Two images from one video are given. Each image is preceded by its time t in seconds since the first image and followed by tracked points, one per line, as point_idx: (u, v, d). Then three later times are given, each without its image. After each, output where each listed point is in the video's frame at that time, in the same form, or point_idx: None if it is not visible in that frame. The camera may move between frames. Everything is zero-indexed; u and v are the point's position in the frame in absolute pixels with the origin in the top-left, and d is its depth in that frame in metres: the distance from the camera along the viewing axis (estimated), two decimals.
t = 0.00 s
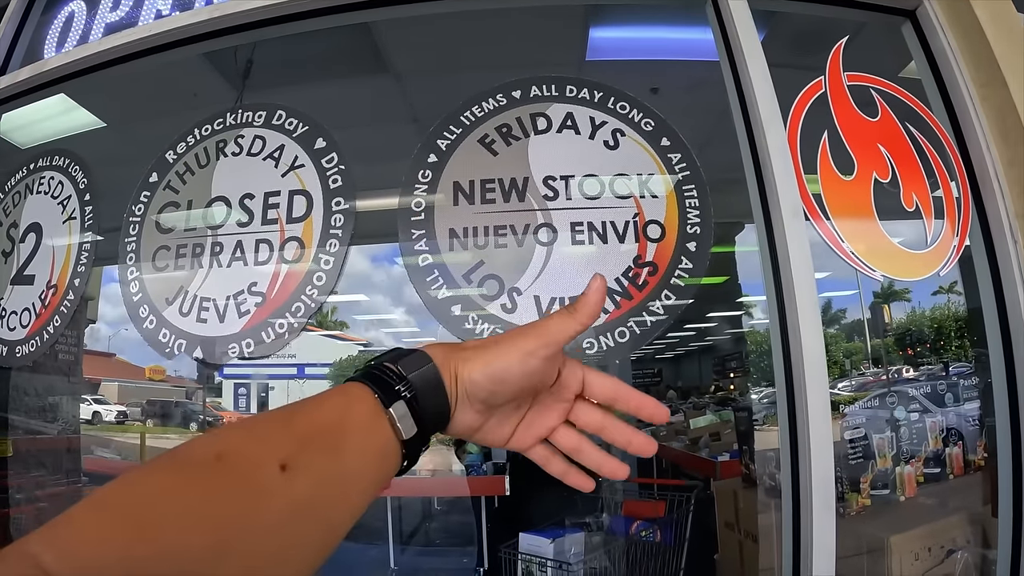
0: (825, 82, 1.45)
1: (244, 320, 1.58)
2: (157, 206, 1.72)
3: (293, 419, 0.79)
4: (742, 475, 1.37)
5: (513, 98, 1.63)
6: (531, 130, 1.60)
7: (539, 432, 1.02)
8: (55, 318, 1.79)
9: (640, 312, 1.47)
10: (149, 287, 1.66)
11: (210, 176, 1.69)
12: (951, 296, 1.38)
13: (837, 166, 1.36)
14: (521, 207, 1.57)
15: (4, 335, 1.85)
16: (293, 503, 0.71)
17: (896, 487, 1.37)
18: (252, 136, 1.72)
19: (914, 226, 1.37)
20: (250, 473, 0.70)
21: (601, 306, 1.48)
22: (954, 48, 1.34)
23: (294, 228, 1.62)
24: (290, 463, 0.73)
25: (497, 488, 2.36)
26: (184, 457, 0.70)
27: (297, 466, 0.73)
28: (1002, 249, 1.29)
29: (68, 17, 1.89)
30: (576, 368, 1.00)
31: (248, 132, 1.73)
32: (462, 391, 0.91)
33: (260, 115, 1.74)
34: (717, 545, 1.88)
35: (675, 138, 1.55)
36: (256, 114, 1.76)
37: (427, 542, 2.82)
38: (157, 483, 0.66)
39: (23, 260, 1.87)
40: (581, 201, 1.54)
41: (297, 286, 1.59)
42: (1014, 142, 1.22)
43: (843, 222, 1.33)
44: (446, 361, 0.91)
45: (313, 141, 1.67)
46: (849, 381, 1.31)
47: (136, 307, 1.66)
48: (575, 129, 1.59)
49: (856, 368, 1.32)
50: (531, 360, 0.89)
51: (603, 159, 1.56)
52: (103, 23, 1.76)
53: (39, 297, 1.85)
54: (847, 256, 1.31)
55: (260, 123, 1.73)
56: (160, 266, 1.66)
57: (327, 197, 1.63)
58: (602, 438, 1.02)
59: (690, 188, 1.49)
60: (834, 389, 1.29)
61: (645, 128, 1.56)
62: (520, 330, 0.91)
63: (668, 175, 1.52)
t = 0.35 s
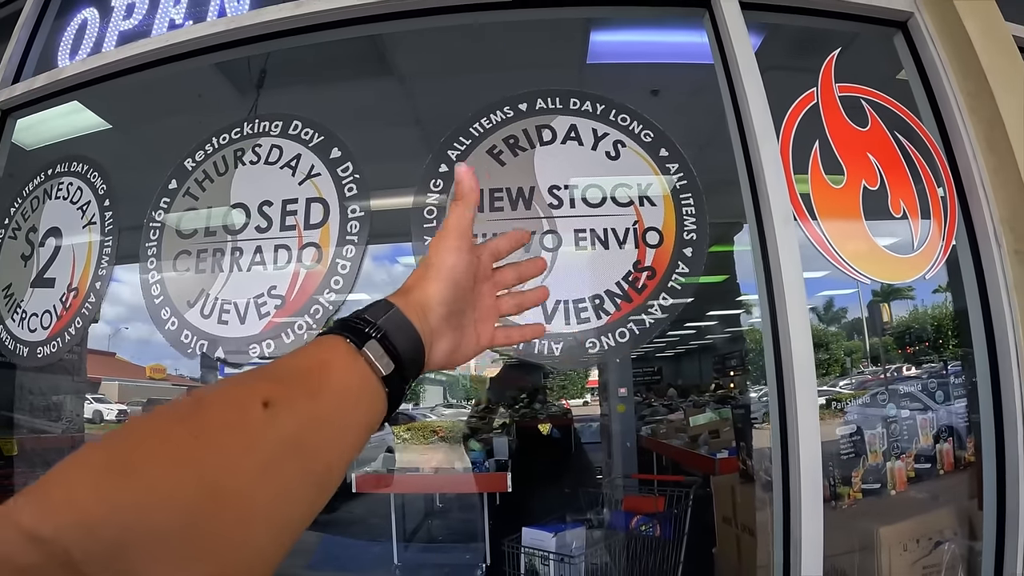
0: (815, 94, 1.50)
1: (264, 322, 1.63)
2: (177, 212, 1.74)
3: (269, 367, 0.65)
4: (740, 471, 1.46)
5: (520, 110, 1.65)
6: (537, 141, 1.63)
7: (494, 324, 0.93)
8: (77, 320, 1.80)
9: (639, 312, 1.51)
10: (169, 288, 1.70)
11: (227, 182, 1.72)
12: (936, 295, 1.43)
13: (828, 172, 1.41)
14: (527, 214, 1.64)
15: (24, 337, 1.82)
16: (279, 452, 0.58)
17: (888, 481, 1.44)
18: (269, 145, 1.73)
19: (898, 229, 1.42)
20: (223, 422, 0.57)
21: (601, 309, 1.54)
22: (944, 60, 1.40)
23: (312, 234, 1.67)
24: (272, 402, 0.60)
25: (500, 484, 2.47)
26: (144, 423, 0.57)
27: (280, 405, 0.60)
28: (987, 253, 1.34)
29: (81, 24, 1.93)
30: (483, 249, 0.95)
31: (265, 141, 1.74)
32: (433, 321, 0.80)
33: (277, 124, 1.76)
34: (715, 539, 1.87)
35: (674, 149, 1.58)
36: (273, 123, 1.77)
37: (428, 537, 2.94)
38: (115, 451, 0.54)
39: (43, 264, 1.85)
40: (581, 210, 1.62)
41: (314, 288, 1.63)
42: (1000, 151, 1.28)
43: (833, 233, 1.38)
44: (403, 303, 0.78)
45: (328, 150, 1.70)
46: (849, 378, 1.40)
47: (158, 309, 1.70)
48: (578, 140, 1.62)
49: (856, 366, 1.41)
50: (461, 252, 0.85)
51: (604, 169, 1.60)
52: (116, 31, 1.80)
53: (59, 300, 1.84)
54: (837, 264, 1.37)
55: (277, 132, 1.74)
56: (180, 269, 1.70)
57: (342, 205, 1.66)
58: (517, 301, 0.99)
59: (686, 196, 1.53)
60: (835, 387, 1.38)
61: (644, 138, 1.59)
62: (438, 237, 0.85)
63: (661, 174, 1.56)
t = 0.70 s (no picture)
0: (788, 111, 1.56)
1: (277, 324, 1.72)
2: (194, 221, 1.83)
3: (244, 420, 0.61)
4: (726, 467, 1.45)
5: (510, 130, 1.73)
6: (525, 160, 1.72)
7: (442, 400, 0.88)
8: (100, 323, 1.86)
9: (617, 316, 1.60)
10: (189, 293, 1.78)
11: (239, 197, 1.80)
12: (900, 298, 1.51)
13: (797, 186, 1.49)
14: (515, 227, 1.71)
15: (47, 339, 1.89)
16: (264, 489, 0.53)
17: (863, 475, 1.54)
18: (280, 161, 1.81)
19: (865, 238, 1.51)
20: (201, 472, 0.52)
21: (583, 313, 1.61)
22: (915, 78, 1.51)
23: (321, 245, 1.75)
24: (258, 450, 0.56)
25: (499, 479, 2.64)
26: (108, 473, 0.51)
27: (268, 451, 0.56)
28: (951, 261, 1.45)
29: (93, 39, 2.02)
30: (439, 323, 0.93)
31: (275, 158, 1.82)
32: (392, 391, 0.75)
33: (286, 141, 1.83)
34: (704, 533, 1.98)
35: (652, 166, 1.70)
36: (282, 140, 1.84)
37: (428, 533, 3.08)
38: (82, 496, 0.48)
39: (66, 269, 1.93)
40: (565, 223, 1.69)
41: (320, 296, 1.72)
42: (966, 164, 1.42)
43: (801, 242, 1.47)
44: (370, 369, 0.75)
45: (335, 167, 1.79)
46: (848, 377, 1.55)
47: (177, 313, 1.77)
48: (564, 159, 1.71)
49: (854, 365, 1.55)
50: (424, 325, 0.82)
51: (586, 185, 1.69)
52: (129, 47, 1.88)
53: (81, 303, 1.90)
54: (805, 272, 1.46)
55: (286, 150, 1.82)
56: (199, 275, 1.79)
57: (347, 218, 1.75)
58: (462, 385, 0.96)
59: (663, 209, 1.63)
60: (836, 386, 1.53)
61: (624, 156, 1.69)
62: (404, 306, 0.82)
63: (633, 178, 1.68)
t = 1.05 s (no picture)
0: (761, 129, 1.69)
1: (296, 325, 1.84)
2: (218, 229, 1.93)
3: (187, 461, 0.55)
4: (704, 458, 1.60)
5: (506, 150, 1.85)
6: (519, 177, 1.84)
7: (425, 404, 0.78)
8: (129, 322, 1.97)
9: (601, 317, 1.70)
10: (214, 300, 1.88)
11: (257, 210, 1.92)
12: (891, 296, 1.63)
13: (768, 202, 1.62)
14: (511, 238, 1.82)
15: (77, 338, 1.99)
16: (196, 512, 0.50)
17: (837, 466, 1.67)
18: (295, 176, 1.93)
19: (833, 246, 1.63)
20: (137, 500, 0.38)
21: (571, 314, 1.72)
22: (884, 95, 1.65)
23: (335, 253, 1.87)
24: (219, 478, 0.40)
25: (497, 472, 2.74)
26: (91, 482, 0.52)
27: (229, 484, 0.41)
28: (915, 273, 1.58)
29: (112, 55, 2.13)
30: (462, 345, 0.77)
31: (292, 172, 1.94)
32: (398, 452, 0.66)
33: (301, 157, 1.95)
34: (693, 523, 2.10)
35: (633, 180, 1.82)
36: (297, 155, 1.96)
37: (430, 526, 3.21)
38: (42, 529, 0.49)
39: (94, 273, 2.02)
40: (555, 234, 1.80)
41: (336, 298, 1.85)
42: (928, 176, 1.57)
43: (768, 248, 1.60)
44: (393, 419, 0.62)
45: (347, 181, 1.91)
46: (845, 375, 1.70)
47: (202, 314, 1.88)
48: (554, 175, 1.82)
49: (856, 363, 1.69)
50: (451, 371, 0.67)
51: (574, 200, 1.80)
52: (146, 63, 1.99)
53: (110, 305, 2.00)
54: (772, 276, 1.60)
55: (302, 165, 1.94)
56: (223, 282, 1.89)
57: (360, 229, 1.88)
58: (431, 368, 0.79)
59: (644, 222, 1.75)
60: (830, 382, 1.70)
61: (608, 173, 1.81)
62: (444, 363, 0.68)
63: (617, 191, 1.80)
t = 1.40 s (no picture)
0: (762, 142, 1.79)
1: (324, 326, 1.92)
2: (242, 240, 2.01)
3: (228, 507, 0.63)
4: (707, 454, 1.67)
5: (522, 161, 1.93)
6: (536, 188, 1.91)
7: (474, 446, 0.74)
8: (156, 324, 2.02)
9: (613, 320, 1.78)
10: (241, 302, 1.98)
11: (283, 219, 2.00)
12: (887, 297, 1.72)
13: (769, 212, 1.71)
14: (525, 245, 1.88)
15: (104, 339, 2.04)
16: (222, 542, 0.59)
17: (832, 460, 1.76)
18: (320, 184, 2.00)
19: (829, 251, 1.71)
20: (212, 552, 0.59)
21: (584, 317, 1.79)
22: (878, 109, 1.74)
23: (360, 259, 1.95)
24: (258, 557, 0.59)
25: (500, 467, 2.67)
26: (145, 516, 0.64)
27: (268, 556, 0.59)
28: (904, 274, 1.66)
29: (132, 61, 2.19)
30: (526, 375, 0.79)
31: (317, 181, 2.01)
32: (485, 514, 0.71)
33: (325, 165, 2.02)
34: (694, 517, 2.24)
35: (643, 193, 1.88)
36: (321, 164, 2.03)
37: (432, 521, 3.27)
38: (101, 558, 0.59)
39: (120, 276, 2.08)
40: (568, 241, 1.86)
41: (359, 307, 1.93)
42: (920, 189, 1.64)
43: (765, 251, 1.68)
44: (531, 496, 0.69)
45: (370, 191, 1.99)
46: (844, 373, 1.78)
47: (229, 316, 1.97)
48: (568, 186, 1.90)
49: (852, 361, 1.77)
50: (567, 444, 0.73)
51: (587, 210, 1.87)
52: (167, 71, 2.05)
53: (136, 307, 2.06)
54: (767, 280, 1.68)
55: (326, 174, 2.01)
56: (250, 286, 1.97)
57: (383, 235, 1.96)
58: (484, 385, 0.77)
59: (652, 232, 1.80)
60: (829, 380, 1.79)
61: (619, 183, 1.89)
62: (547, 443, 0.70)
63: (628, 206, 1.86)
